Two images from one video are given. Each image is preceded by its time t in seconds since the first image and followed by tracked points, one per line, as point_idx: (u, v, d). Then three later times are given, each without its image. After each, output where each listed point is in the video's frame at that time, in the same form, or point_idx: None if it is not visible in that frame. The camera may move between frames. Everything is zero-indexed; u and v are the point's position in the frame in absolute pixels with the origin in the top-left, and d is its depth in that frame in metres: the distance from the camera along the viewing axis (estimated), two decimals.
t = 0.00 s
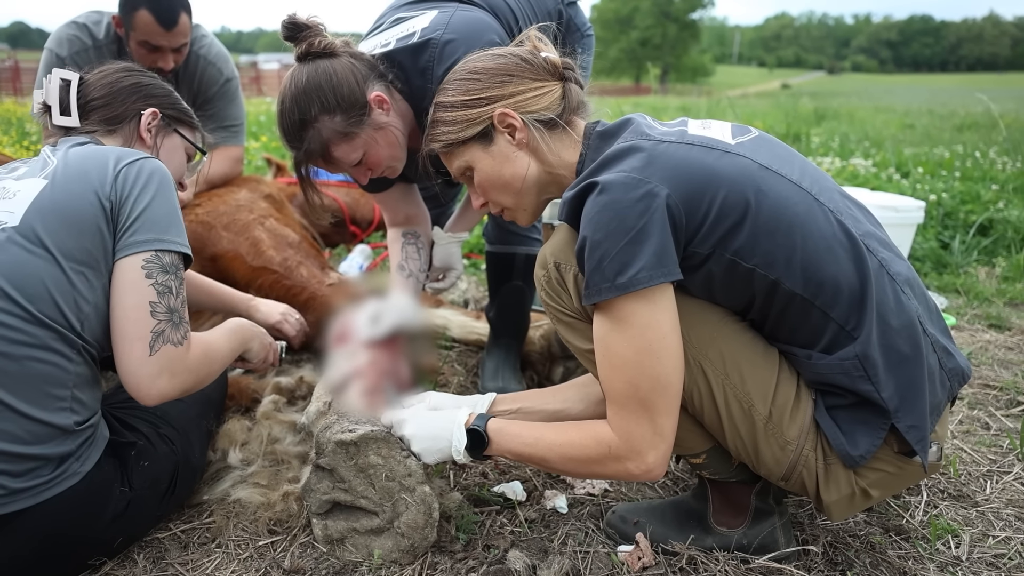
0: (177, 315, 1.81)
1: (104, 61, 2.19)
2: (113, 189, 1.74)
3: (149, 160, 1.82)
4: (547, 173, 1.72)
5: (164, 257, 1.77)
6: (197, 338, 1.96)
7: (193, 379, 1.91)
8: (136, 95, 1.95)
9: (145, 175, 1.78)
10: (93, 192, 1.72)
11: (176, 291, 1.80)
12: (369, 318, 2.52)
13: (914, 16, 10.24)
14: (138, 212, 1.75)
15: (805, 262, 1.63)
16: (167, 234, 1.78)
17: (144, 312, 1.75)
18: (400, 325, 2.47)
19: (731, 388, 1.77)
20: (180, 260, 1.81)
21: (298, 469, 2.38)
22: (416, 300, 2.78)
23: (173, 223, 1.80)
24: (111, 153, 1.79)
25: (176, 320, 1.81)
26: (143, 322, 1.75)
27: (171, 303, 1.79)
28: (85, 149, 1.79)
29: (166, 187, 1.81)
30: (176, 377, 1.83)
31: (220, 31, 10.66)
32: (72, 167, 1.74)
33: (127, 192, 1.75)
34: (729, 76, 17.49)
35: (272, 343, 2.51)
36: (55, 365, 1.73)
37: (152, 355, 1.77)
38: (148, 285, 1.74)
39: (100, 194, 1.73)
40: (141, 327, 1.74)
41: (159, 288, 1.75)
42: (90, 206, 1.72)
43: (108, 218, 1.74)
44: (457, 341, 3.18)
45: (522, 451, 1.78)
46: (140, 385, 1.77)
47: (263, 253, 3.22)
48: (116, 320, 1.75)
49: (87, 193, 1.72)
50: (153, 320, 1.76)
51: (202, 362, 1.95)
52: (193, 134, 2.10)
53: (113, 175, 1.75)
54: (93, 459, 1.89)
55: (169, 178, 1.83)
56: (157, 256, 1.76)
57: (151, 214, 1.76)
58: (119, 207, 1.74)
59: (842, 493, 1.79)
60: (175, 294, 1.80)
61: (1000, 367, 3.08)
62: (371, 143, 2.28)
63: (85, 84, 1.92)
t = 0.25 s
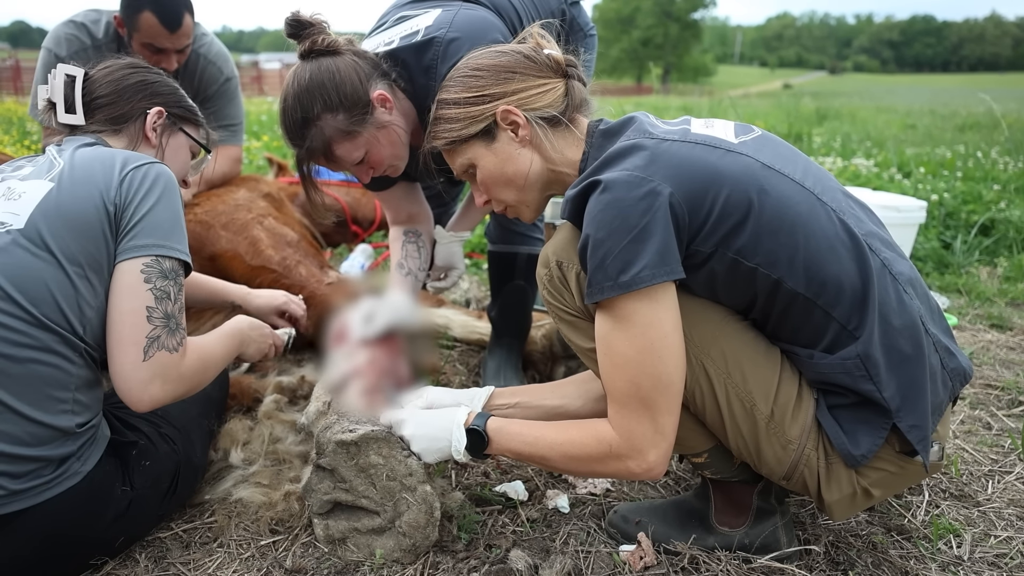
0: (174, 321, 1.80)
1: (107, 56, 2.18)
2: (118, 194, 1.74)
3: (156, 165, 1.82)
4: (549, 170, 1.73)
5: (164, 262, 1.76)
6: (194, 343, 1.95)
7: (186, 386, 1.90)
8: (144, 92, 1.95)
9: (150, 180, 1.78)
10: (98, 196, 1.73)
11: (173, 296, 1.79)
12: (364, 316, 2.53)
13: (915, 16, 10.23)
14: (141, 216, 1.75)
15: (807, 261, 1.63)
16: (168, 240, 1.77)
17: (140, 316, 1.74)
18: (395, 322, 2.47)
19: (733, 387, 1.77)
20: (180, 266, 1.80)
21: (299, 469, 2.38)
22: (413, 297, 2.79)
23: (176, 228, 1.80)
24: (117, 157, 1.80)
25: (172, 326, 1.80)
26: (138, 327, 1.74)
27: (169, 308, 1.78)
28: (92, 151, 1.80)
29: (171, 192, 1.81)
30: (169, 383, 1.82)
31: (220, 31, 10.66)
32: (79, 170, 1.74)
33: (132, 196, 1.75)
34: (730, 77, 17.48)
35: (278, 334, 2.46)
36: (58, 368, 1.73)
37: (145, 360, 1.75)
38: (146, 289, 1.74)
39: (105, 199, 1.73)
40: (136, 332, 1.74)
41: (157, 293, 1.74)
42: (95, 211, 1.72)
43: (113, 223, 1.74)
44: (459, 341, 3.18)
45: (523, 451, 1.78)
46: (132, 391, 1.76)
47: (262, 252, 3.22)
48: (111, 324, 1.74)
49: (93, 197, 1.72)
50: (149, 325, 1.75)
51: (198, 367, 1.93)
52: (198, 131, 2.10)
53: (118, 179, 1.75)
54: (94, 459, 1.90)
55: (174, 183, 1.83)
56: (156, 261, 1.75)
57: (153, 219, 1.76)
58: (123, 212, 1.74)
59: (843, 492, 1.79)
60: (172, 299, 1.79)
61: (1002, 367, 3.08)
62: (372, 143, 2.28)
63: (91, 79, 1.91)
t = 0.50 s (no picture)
0: (174, 318, 1.79)
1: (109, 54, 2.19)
2: (117, 190, 1.73)
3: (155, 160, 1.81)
4: (554, 167, 1.72)
5: (164, 258, 1.75)
6: (196, 339, 1.94)
7: (187, 383, 1.89)
8: (146, 91, 1.94)
9: (148, 176, 1.77)
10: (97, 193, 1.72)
11: (174, 293, 1.78)
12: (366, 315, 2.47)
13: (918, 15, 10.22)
14: (140, 213, 1.74)
15: (812, 260, 1.62)
16: (167, 236, 1.76)
17: (139, 313, 1.73)
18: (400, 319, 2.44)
19: (737, 386, 1.77)
20: (180, 262, 1.79)
21: (302, 468, 2.39)
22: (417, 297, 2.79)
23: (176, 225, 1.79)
24: (116, 153, 1.79)
25: (173, 322, 1.79)
26: (138, 323, 1.73)
27: (168, 305, 1.77)
28: (92, 148, 1.80)
29: (171, 186, 1.79)
30: (169, 380, 1.81)
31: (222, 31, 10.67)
32: (78, 167, 1.74)
33: (131, 193, 1.74)
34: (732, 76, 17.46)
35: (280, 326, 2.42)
36: (57, 365, 1.73)
37: (145, 358, 1.74)
38: (146, 286, 1.73)
39: (104, 196, 1.72)
40: (135, 329, 1.73)
41: (157, 290, 1.73)
42: (94, 207, 1.71)
43: (112, 219, 1.74)
44: (461, 340, 3.18)
45: (526, 450, 1.78)
46: (131, 387, 1.75)
47: (266, 251, 3.22)
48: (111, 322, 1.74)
49: (91, 194, 1.72)
50: (149, 321, 1.74)
51: (200, 364, 1.92)
52: (200, 129, 2.09)
53: (116, 175, 1.74)
54: (97, 457, 1.90)
55: (176, 179, 1.81)
56: (156, 257, 1.74)
57: (152, 215, 1.75)
58: (122, 208, 1.74)
59: (847, 492, 1.79)
60: (173, 296, 1.78)
61: (1005, 367, 3.07)
62: (376, 141, 2.28)
63: (93, 79, 1.92)
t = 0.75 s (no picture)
0: (193, 319, 1.83)
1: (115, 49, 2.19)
2: (128, 193, 1.74)
3: (165, 163, 1.82)
4: (560, 161, 1.72)
5: (180, 262, 1.78)
6: (213, 336, 1.97)
7: (210, 380, 1.93)
8: (150, 88, 1.95)
9: (160, 180, 1.79)
10: (108, 196, 1.72)
11: (191, 296, 1.81)
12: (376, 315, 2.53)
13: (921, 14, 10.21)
14: (153, 217, 1.75)
15: (819, 258, 1.62)
16: (181, 240, 1.78)
17: (160, 318, 1.77)
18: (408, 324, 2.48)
19: (741, 382, 1.77)
20: (196, 266, 1.82)
21: (304, 466, 2.39)
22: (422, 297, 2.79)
23: (187, 228, 1.80)
24: (126, 155, 1.79)
25: (192, 324, 1.83)
26: (159, 328, 1.77)
27: (187, 308, 1.81)
28: (101, 149, 1.80)
29: (180, 189, 1.82)
30: (194, 380, 1.86)
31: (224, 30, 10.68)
32: (88, 168, 1.73)
33: (143, 196, 1.75)
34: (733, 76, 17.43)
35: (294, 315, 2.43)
36: (66, 366, 1.74)
37: (169, 362, 1.80)
38: (164, 291, 1.76)
39: (116, 198, 1.73)
40: (157, 335, 1.77)
41: (175, 295, 1.77)
42: (105, 210, 1.72)
43: (123, 222, 1.74)
44: (463, 338, 3.18)
45: (529, 449, 1.78)
46: (158, 390, 1.81)
47: (269, 250, 3.23)
48: (133, 328, 1.78)
49: (102, 196, 1.72)
50: (170, 326, 1.78)
51: (221, 361, 1.95)
52: (202, 128, 2.10)
53: (128, 178, 1.75)
54: (101, 455, 1.91)
55: (182, 181, 1.83)
56: (172, 262, 1.76)
57: (165, 219, 1.76)
58: (134, 211, 1.74)
59: (850, 490, 1.79)
60: (190, 299, 1.81)
61: (1008, 367, 3.07)
62: (381, 139, 2.28)
63: (97, 75, 1.92)
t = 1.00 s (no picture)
0: (202, 319, 1.84)
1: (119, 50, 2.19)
2: (135, 194, 1.74)
3: (171, 164, 1.82)
4: (570, 160, 1.72)
5: (189, 262, 1.79)
6: (222, 331, 1.97)
7: (220, 376, 1.94)
8: (152, 87, 1.95)
9: (167, 181, 1.79)
10: (116, 197, 1.72)
11: (200, 295, 1.82)
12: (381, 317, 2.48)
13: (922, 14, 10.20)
14: (161, 217, 1.75)
15: (824, 258, 1.62)
16: (189, 241, 1.78)
17: (170, 318, 1.78)
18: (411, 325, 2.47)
19: (743, 381, 1.77)
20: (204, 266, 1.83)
21: (305, 466, 2.39)
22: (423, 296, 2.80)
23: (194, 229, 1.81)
24: (132, 155, 1.79)
25: (202, 322, 1.83)
26: (169, 328, 1.78)
27: (196, 307, 1.82)
28: (107, 148, 1.79)
29: (186, 189, 1.82)
30: (204, 377, 1.87)
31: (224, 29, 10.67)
32: (95, 169, 1.73)
33: (151, 197, 1.75)
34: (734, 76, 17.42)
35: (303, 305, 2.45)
36: (74, 365, 1.74)
37: (180, 360, 1.80)
38: (173, 292, 1.77)
39: (123, 199, 1.73)
40: (168, 334, 1.78)
41: (184, 295, 1.78)
42: (113, 211, 1.72)
43: (131, 222, 1.74)
44: (464, 339, 3.18)
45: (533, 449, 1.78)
46: (170, 387, 1.82)
47: (271, 250, 3.23)
48: (143, 325, 1.78)
49: (109, 197, 1.72)
50: (180, 325, 1.79)
51: (230, 356, 1.96)
52: (203, 126, 2.09)
53: (135, 179, 1.75)
54: (104, 454, 1.91)
55: (187, 181, 1.83)
56: (181, 263, 1.77)
57: (173, 219, 1.77)
58: (141, 211, 1.74)
59: (852, 491, 1.79)
60: (199, 297, 1.82)
61: (1009, 368, 3.07)
62: (385, 139, 2.28)
63: (99, 74, 1.93)
